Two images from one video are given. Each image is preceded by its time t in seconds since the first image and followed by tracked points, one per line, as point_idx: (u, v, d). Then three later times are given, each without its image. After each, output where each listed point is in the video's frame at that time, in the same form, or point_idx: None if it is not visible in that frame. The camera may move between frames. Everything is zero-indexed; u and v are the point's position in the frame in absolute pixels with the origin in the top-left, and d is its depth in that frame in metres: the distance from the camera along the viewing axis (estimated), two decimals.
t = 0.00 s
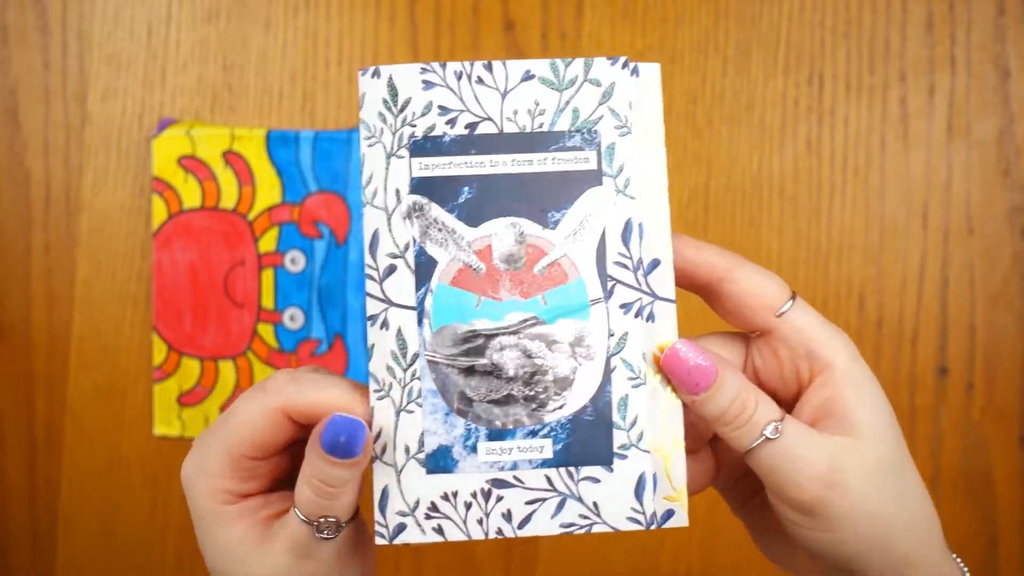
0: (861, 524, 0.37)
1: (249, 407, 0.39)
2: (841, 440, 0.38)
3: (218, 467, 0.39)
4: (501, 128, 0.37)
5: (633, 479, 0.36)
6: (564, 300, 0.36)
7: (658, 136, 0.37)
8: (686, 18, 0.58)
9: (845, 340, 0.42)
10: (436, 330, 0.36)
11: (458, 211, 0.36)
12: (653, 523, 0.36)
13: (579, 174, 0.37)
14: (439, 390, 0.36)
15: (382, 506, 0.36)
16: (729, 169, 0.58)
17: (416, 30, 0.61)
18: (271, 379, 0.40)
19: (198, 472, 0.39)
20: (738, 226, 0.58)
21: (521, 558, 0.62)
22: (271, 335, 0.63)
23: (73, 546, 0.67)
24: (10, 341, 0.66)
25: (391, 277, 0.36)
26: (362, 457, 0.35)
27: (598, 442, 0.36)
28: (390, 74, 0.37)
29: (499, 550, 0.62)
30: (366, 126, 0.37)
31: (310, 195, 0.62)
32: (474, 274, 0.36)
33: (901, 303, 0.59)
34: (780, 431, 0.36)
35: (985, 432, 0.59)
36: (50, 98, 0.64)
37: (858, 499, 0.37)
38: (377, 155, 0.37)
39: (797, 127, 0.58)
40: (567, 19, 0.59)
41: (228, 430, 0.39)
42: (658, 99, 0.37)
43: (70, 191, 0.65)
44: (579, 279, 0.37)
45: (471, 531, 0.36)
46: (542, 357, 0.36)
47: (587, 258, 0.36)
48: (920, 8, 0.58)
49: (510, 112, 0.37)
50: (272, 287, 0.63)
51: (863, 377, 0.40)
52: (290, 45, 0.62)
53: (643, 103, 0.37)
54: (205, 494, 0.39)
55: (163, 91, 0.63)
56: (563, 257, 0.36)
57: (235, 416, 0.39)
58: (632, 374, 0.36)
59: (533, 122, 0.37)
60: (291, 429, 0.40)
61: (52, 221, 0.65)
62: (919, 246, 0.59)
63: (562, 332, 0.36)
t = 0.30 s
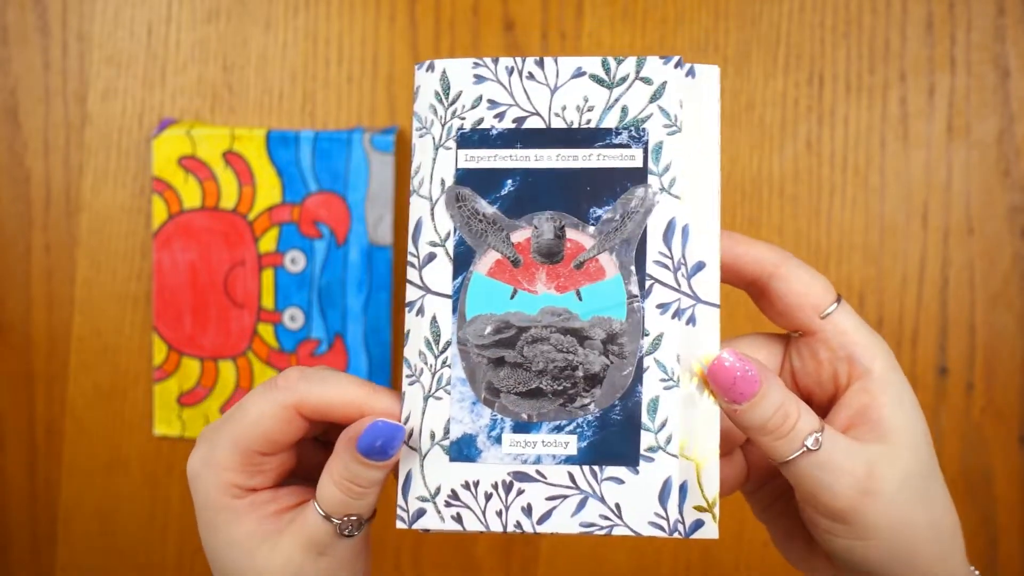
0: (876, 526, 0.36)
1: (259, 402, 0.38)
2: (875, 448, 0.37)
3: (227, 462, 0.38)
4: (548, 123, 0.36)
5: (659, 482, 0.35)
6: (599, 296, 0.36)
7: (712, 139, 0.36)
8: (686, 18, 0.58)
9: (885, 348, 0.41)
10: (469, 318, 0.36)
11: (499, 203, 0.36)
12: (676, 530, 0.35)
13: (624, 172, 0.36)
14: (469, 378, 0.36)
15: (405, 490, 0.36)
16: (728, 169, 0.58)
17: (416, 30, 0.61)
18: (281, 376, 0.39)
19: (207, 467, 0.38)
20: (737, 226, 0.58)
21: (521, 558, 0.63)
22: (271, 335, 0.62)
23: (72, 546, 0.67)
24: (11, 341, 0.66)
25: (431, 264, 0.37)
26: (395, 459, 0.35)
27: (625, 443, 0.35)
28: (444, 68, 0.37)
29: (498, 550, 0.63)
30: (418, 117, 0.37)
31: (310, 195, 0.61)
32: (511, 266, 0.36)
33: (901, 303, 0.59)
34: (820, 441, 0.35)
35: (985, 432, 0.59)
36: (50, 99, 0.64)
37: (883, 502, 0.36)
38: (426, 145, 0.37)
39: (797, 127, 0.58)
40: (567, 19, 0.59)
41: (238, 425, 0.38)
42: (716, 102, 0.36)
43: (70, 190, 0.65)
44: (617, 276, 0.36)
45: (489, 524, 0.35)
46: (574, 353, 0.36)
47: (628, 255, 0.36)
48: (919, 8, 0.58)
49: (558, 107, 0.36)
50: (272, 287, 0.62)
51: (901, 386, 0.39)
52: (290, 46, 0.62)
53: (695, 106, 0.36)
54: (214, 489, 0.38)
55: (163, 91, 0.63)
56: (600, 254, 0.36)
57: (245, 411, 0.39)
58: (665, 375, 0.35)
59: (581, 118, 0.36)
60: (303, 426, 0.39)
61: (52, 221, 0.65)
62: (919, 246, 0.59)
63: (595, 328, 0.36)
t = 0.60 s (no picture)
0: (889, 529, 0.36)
1: (289, 385, 0.38)
2: (894, 465, 0.36)
3: (255, 443, 0.38)
4: (589, 119, 0.36)
5: (675, 482, 0.34)
6: (630, 291, 0.35)
7: (755, 138, 0.35)
8: (686, 18, 0.58)
9: (906, 361, 0.41)
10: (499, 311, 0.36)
11: (537, 196, 0.36)
12: (691, 534, 0.34)
13: (659, 168, 0.35)
14: (495, 370, 0.36)
15: (428, 477, 0.35)
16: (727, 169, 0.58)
17: (416, 31, 0.61)
18: (310, 360, 0.39)
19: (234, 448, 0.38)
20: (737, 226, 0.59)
21: (521, 558, 0.63)
22: (271, 335, 0.62)
23: (72, 546, 0.67)
24: (12, 341, 0.66)
25: (467, 256, 0.37)
26: (422, 445, 0.35)
27: (643, 441, 0.34)
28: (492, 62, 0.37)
29: (499, 549, 0.63)
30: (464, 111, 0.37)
31: (310, 195, 0.61)
32: (543, 260, 0.36)
33: (901, 303, 0.59)
34: (844, 455, 0.35)
35: (985, 432, 0.59)
36: (50, 99, 0.64)
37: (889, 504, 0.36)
38: (471, 139, 0.37)
39: (797, 127, 0.58)
40: (567, 18, 0.59)
41: (267, 407, 0.38)
42: (762, 100, 0.35)
43: (70, 190, 0.65)
44: (646, 272, 0.35)
45: (505, 515, 0.34)
46: (600, 348, 0.35)
47: (659, 250, 0.35)
48: (919, 8, 0.58)
49: (599, 103, 0.36)
50: (272, 287, 0.62)
51: (920, 402, 0.39)
52: (290, 46, 0.62)
53: (737, 105, 0.35)
54: (242, 470, 0.38)
55: (163, 91, 0.63)
56: (631, 249, 0.35)
57: (274, 393, 0.38)
58: (687, 374, 0.35)
59: (621, 114, 0.36)
60: (332, 410, 0.39)
61: (52, 221, 0.65)
62: (919, 246, 0.59)
63: (620, 325, 0.35)
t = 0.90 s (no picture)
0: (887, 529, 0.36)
1: (266, 400, 0.38)
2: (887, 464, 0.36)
3: (240, 460, 0.38)
4: (544, 116, 0.36)
5: (668, 476, 0.34)
6: (601, 289, 0.35)
7: (709, 126, 0.36)
8: (686, 18, 0.58)
9: (892, 354, 0.41)
10: (471, 317, 0.36)
11: (498, 198, 0.36)
12: (689, 522, 0.34)
13: (621, 163, 0.35)
14: (472, 376, 0.35)
15: (414, 491, 0.35)
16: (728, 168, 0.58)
17: (416, 31, 0.61)
18: (287, 374, 0.39)
19: (222, 466, 0.38)
20: (736, 226, 0.59)
21: (521, 559, 0.63)
22: (271, 335, 0.62)
23: (73, 546, 0.67)
24: (12, 340, 0.67)
25: (431, 263, 0.36)
26: (404, 458, 0.34)
27: (634, 436, 0.35)
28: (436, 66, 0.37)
29: (499, 549, 0.63)
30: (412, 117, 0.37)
31: (310, 195, 0.61)
32: (513, 263, 0.36)
33: (901, 303, 0.59)
34: (823, 446, 0.35)
35: (985, 432, 0.59)
36: (50, 99, 0.65)
37: (886, 503, 0.36)
38: (422, 145, 0.37)
39: (797, 127, 0.58)
40: (568, 18, 0.59)
41: (248, 423, 0.38)
42: (710, 88, 0.36)
43: (70, 190, 0.65)
44: (618, 268, 0.35)
45: (499, 522, 0.34)
46: (578, 346, 0.35)
47: (627, 247, 0.35)
48: (919, 8, 0.58)
49: (553, 101, 0.36)
50: (272, 287, 0.62)
51: (906, 395, 0.39)
52: (290, 46, 0.62)
53: (688, 94, 0.36)
54: (230, 487, 0.38)
55: (163, 91, 0.63)
56: (600, 247, 0.35)
57: (254, 408, 0.38)
58: (670, 365, 0.35)
59: (576, 110, 0.36)
60: (311, 423, 0.39)
61: (52, 220, 0.65)
62: (919, 246, 0.59)
63: (598, 322, 0.35)
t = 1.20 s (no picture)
0: (891, 526, 0.36)
1: (275, 382, 0.38)
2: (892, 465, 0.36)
3: (250, 441, 0.38)
4: (563, 89, 0.35)
5: (676, 458, 0.35)
6: (616, 272, 0.35)
7: (733, 104, 0.36)
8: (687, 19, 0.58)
9: (929, 365, 0.40)
10: (486, 294, 0.36)
11: (514, 173, 0.36)
12: (695, 503, 0.35)
13: (641, 142, 0.35)
14: (488, 354, 0.36)
15: (429, 461, 0.36)
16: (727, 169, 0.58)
17: (416, 30, 0.61)
18: (295, 355, 0.39)
19: (230, 447, 0.38)
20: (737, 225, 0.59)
21: (521, 559, 0.63)
22: (271, 335, 0.62)
23: (73, 546, 0.68)
24: (11, 340, 0.67)
25: (447, 237, 0.36)
26: (419, 429, 0.35)
27: (643, 418, 0.36)
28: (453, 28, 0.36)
29: (499, 549, 0.63)
30: (428, 81, 0.36)
31: (310, 195, 0.61)
32: (528, 241, 0.36)
33: (901, 303, 0.59)
34: (824, 440, 0.35)
35: (985, 432, 0.59)
36: (50, 99, 0.65)
37: (892, 501, 0.36)
38: (437, 112, 0.36)
39: (797, 127, 0.58)
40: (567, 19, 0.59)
41: (257, 404, 0.38)
42: (734, 64, 0.36)
43: (70, 190, 0.65)
44: (634, 252, 0.36)
45: (511, 494, 0.36)
46: (592, 330, 0.36)
47: (645, 228, 0.35)
48: (920, 8, 0.58)
49: (573, 72, 0.36)
50: (272, 287, 0.62)
51: (935, 409, 0.38)
52: (290, 46, 0.62)
53: (714, 69, 0.36)
54: (240, 468, 0.38)
55: (163, 91, 0.63)
56: (617, 229, 0.35)
57: (262, 390, 0.38)
58: (683, 353, 0.35)
59: (597, 83, 0.35)
60: (322, 402, 0.39)
61: (52, 221, 0.65)
62: (919, 246, 0.59)
63: (612, 306, 0.35)
